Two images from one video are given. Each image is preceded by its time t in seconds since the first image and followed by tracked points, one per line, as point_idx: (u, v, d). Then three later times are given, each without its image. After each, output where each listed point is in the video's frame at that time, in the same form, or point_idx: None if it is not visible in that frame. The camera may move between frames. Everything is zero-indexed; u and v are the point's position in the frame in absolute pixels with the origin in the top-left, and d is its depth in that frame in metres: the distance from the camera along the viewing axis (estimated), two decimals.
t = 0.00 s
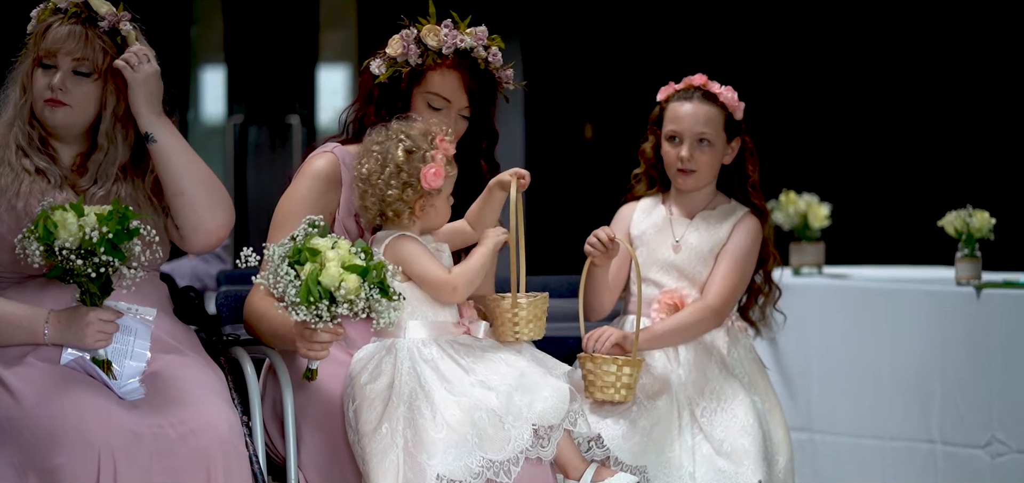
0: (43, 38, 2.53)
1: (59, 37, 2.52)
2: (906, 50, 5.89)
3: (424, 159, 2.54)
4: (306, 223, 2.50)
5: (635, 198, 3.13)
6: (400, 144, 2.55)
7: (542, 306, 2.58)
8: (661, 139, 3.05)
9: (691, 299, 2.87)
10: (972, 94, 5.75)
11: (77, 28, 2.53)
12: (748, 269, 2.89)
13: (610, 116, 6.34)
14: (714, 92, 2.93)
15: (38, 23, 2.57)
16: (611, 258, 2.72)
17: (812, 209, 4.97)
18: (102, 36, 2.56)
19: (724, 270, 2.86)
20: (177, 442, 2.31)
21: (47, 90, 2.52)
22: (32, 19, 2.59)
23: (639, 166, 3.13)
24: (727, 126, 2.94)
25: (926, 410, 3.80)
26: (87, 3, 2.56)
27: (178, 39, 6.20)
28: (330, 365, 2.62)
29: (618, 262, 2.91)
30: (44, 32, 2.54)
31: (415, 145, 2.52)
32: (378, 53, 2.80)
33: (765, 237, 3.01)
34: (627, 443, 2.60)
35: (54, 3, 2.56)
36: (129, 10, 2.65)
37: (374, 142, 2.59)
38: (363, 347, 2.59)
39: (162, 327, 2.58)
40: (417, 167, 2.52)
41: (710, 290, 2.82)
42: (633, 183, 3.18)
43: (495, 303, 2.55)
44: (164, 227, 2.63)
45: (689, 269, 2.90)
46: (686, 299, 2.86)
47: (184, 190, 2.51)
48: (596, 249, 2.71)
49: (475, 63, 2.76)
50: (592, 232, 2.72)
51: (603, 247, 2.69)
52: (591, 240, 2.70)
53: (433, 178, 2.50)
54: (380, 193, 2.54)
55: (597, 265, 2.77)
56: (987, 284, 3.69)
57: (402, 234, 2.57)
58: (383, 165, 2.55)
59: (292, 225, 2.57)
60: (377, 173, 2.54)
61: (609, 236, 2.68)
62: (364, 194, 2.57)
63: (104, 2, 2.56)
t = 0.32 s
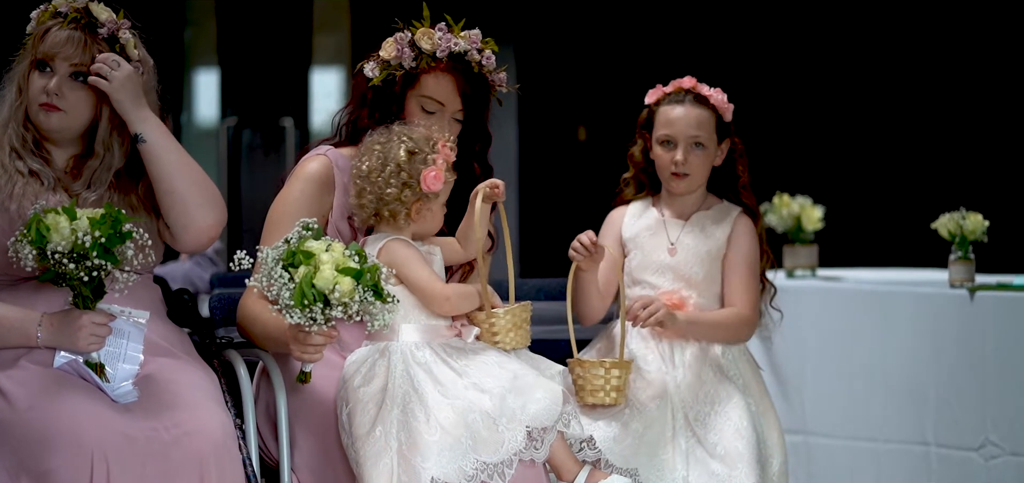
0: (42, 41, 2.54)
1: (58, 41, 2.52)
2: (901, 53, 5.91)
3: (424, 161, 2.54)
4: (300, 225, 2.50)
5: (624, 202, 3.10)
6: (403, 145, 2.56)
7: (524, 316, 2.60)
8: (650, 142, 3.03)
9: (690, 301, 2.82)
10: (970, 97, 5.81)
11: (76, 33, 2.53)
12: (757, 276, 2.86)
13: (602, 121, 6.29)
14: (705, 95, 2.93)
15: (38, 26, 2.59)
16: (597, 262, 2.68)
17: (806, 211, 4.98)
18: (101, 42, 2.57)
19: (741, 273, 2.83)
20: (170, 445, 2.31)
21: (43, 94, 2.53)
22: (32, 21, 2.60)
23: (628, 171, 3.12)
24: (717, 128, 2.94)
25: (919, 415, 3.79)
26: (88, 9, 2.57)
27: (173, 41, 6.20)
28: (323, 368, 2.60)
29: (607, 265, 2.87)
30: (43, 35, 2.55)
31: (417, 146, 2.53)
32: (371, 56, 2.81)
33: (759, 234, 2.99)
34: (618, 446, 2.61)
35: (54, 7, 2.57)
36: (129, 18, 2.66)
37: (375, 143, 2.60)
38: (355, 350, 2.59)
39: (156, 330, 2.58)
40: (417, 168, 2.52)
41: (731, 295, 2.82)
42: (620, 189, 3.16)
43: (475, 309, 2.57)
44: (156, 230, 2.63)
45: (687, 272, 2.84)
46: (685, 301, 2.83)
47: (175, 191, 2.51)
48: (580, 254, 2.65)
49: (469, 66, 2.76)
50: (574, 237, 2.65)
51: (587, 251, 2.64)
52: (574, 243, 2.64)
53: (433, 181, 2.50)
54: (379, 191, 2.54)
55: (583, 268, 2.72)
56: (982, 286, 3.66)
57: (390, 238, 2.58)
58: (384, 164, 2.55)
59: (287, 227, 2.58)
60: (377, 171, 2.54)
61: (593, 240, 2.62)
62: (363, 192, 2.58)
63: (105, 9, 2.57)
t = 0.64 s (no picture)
0: (39, 43, 2.54)
1: (55, 43, 2.52)
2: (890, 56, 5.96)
3: (427, 162, 2.54)
4: (295, 227, 2.50)
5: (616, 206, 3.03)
6: (406, 146, 2.56)
7: (521, 335, 2.61)
8: (640, 151, 2.94)
9: (685, 300, 2.74)
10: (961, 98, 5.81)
11: (73, 36, 2.53)
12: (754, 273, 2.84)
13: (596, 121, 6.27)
14: (693, 101, 2.83)
15: (36, 27, 2.59)
16: (583, 267, 2.68)
17: (799, 213, 4.98)
18: (98, 46, 2.57)
19: (740, 273, 2.80)
20: (163, 447, 2.31)
21: (38, 96, 2.53)
22: (29, 23, 2.60)
23: (620, 177, 3.04)
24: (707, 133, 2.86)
25: (912, 415, 3.79)
26: (86, 13, 2.57)
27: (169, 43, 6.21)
28: (317, 370, 2.61)
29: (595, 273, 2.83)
30: (40, 37, 2.55)
31: (420, 147, 2.53)
32: (366, 58, 2.80)
33: (753, 234, 2.93)
34: (612, 449, 2.60)
35: (53, 9, 2.58)
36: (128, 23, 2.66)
37: (376, 145, 2.60)
38: (349, 351, 2.59)
39: (150, 332, 2.58)
40: (420, 169, 2.52)
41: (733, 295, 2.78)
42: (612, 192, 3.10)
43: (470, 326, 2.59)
44: (150, 235, 2.63)
45: (681, 272, 2.83)
46: (680, 299, 2.75)
47: (170, 193, 2.51)
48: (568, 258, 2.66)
49: (464, 68, 2.76)
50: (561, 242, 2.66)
51: (572, 256, 2.65)
52: (561, 248, 2.66)
53: (436, 181, 2.50)
54: (382, 193, 2.54)
55: (571, 274, 2.72)
56: (973, 288, 3.66)
57: (391, 238, 2.59)
58: (386, 165, 2.55)
59: (280, 228, 2.57)
60: (381, 173, 2.54)
61: (578, 243, 2.65)
62: (366, 193, 2.58)
63: (104, 13, 2.57)
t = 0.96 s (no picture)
0: (25, 34, 2.53)
1: (41, 34, 2.52)
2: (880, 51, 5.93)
3: (396, 151, 2.55)
4: (281, 219, 2.50)
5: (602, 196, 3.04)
6: (379, 134, 2.58)
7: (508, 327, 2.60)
8: (625, 142, 2.93)
9: (669, 291, 2.77)
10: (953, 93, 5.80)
11: (61, 26, 2.53)
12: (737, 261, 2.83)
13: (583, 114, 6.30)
14: (676, 91, 2.82)
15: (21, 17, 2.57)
16: (572, 258, 2.68)
17: (785, 204, 5.00)
18: (85, 37, 2.56)
19: (720, 262, 2.79)
20: (149, 437, 2.31)
21: (24, 86, 2.52)
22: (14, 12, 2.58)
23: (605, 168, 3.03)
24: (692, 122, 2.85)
25: (899, 408, 3.77)
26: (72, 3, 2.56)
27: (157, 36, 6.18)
28: (302, 361, 2.60)
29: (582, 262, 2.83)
30: (26, 28, 2.53)
31: (387, 135, 2.54)
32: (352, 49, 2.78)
33: (737, 223, 2.93)
34: (599, 440, 2.60)
35: None
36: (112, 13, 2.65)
37: (356, 134, 2.64)
38: (334, 342, 2.59)
39: (136, 323, 2.57)
40: (388, 157, 2.54)
41: (713, 284, 2.76)
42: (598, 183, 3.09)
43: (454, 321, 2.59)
44: (137, 227, 2.62)
45: (665, 263, 2.83)
46: (664, 292, 2.77)
47: (161, 187, 2.51)
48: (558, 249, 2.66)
49: (451, 60, 2.75)
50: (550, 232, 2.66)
51: (561, 247, 2.64)
52: (551, 240, 2.65)
53: (403, 169, 2.51)
54: (352, 181, 2.58)
55: (559, 265, 2.71)
56: (959, 279, 3.65)
57: (378, 227, 2.58)
58: (358, 154, 2.59)
59: (267, 219, 2.57)
60: (350, 160, 2.58)
61: (567, 234, 2.63)
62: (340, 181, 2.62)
63: (89, 4, 2.56)
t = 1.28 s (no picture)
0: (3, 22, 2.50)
1: (21, 22, 2.49)
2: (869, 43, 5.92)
3: (376, 139, 2.55)
4: (262, 207, 2.47)
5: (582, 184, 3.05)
6: (360, 122, 2.59)
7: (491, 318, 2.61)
8: (606, 131, 2.94)
9: (649, 281, 2.76)
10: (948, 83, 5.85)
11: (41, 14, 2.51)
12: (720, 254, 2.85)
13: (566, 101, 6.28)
14: (657, 81, 2.83)
15: None
16: (554, 246, 2.68)
17: (766, 192, 5.02)
18: (65, 25, 2.56)
19: (706, 256, 2.80)
20: (130, 426, 2.31)
21: (4, 75, 2.50)
22: None
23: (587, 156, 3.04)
24: (672, 112, 2.85)
25: (880, 395, 3.71)
26: None
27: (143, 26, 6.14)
28: (284, 350, 2.60)
29: (565, 249, 2.83)
30: (5, 16, 2.50)
31: (366, 123, 2.55)
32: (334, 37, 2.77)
33: (718, 213, 2.93)
34: (579, 426, 2.59)
35: None
36: None
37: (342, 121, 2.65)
38: (316, 330, 2.60)
39: (117, 311, 2.57)
40: (366, 146, 2.54)
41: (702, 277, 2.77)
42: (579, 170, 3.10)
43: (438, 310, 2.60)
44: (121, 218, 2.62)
45: (646, 252, 2.83)
46: (644, 281, 2.75)
47: (148, 178, 2.52)
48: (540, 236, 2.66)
49: (433, 48, 2.75)
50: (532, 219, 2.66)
51: (543, 234, 2.64)
52: (533, 227, 2.65)
53: (379, 158, 2.51)
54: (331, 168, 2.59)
55: (542, 252, 2.71)
56: (940, 267, 3.57)
57: (360, 215, 2.58)
58: (339, 140, 2.60)
59: (248, 207, 2.57)
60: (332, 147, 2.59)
61: (549, 222, 2.63)
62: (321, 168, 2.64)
63: None
